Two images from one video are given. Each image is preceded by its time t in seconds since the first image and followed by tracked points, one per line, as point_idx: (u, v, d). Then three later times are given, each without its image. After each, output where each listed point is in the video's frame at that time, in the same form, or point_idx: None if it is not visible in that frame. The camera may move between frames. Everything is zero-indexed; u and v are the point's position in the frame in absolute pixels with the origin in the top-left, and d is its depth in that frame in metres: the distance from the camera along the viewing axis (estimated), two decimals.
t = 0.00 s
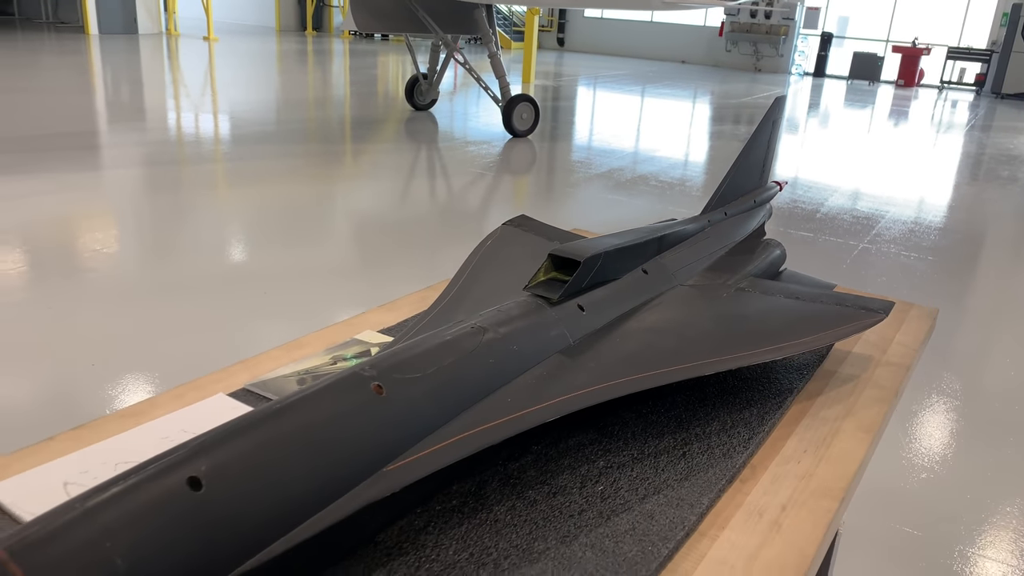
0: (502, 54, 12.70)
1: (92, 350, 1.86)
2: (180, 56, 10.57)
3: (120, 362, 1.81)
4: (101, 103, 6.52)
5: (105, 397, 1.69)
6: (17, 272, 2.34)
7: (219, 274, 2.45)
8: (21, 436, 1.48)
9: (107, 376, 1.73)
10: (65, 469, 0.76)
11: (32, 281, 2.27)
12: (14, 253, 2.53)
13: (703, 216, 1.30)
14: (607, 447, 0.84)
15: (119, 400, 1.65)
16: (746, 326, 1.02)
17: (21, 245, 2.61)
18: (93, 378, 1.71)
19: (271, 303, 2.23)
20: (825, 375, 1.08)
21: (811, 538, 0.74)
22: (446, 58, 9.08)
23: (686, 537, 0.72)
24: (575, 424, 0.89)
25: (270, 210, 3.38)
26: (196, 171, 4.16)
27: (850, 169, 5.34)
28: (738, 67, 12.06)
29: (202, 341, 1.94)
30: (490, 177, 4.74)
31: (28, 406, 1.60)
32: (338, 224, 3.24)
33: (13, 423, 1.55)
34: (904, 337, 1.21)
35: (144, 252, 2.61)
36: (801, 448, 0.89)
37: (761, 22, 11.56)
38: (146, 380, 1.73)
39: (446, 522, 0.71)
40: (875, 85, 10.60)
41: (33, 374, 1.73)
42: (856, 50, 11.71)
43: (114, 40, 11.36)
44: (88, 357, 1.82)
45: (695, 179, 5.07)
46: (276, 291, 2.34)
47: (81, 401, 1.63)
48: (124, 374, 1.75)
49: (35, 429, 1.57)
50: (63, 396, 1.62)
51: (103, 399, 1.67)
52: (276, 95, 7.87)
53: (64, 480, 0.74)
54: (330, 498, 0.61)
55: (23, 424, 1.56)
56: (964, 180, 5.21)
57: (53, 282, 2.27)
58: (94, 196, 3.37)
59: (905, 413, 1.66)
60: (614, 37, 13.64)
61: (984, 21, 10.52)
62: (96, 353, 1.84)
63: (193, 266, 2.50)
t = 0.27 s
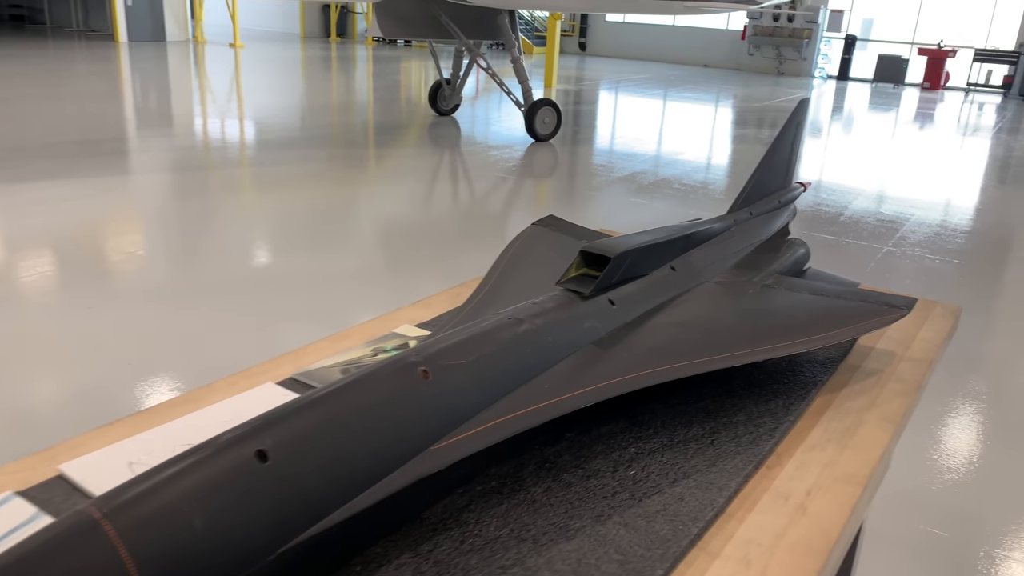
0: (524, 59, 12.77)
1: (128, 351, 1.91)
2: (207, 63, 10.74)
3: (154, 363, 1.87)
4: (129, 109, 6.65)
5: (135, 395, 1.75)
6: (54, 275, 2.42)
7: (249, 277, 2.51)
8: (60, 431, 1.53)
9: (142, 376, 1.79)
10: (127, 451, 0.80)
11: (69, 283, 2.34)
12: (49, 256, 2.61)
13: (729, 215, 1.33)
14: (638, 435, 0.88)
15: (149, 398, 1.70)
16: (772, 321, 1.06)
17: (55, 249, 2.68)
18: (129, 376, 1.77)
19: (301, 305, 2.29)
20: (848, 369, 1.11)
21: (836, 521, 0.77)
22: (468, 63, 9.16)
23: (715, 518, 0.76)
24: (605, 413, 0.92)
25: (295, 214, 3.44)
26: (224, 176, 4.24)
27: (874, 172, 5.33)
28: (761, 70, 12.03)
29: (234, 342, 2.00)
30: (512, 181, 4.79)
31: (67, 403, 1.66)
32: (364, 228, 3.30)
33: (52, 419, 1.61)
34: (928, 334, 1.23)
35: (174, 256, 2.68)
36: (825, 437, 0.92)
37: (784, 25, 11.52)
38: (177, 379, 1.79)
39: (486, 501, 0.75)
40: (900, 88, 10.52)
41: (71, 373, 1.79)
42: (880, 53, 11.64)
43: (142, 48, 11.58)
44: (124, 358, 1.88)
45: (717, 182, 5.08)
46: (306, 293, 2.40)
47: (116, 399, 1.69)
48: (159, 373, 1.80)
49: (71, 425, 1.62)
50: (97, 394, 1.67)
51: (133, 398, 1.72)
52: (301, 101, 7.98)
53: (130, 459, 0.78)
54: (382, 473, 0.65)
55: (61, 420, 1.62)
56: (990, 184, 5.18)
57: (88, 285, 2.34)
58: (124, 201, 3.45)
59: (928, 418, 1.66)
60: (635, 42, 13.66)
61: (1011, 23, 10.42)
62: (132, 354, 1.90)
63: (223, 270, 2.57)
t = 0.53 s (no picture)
0: (551, 64, 12.82)
1: (165, 349, 1.97)
2: (237, 70, 10.91)
3: (188, 362, 1.92)
4: (162, 115, 6.78)
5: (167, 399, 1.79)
6: (89, 278, 2.48)
7: (280, 280, 2.57)
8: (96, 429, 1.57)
9: (176, 376, 1.84)
10: (200, 434, 0.85)
11: (103, 285, 2.40)
12: (83, 260, 2.67)
13: (768, 216, 1.35)
14: (685, 426, 0.91)
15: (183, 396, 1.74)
16: (814, 318, 1.08)
17: (87, 253, 2.75)
18: (164, 376, 1.82)
19: (333, 307, 2.34)
20: (887, 365, 1.13)
21: (880, 508, 0.80)
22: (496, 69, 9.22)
23: (762, 503, 0.79)
24: (653, 404, 0.96)
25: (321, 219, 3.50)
26: (252, 182, 4.31)
27: (905, 177, 5.30)
28: (790, 74, 11.97)
29: (268, 342, 2.04)
30: (540, 186, 4.83)
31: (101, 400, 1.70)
32: (391, 232, 3.35)
33: (89, 415, 1.65)
34: (966, 333, 1.25)
35: (205, 260, 2.74)
36: (867, 431, 0.95)
37: (813, 29, 11.46)
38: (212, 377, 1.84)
39: (543, 485, 0.79)
40: (931, 92, 10.42)
41: (106, 372, 1.83)
42: (911, 56, 11.53)
43: (174, 55, 11.80)
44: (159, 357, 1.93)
45: (746, 186, 5.07)
46: (338, 296, 2.45)
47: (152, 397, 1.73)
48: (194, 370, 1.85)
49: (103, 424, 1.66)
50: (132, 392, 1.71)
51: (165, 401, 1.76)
52: (330, 106, 8.09)
53: (206, 442, 0.83)
54: (449, 454, 0.69)
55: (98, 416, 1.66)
56: None
57: (124, 287, 2.40)
58: (156, 206, 3.53)
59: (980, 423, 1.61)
60: (662, 46, 13.66)
61: None
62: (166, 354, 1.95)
63: (253, 274, 2.62)
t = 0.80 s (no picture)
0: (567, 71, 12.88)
1: (192, 352, 2.02)
2: (257, 77, 11.06)
3: (216, 364, 1.97)
4: (183, 124, 6.88)
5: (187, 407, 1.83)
6: (112, 284, 2.53)
7: (302, 286, 2.62)
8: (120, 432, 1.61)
9: (202, 378, 1.88)
10: (266, 426, 0.89)
11: (129, 291, 2.46)
12: (104, 267, 2.72)
13: (800, 219, 1.39)
14: (727, 419, 0.95)
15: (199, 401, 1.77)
16: (848, 318, 1.12)
17: (108, 261, 2.81)
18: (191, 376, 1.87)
19: (359, 311, 2.38)
20: (919, 364, 1.16)
21: (919, 497, 0.83)
22: (515, 75, 9.29)
23: (805, 491, 0.83)
24: (695, 400, 1.00)
25: (337, 225, 3.56)
26: (271, 189, 4.37)
27: (926, 183, 5.31)
28: (808, 80, 11.96)
29: (294, 346, 2.09)
30: (559, 192, 4.87)
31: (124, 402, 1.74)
32: (409, 239, 3.40)
33: (113, 419, 1.69)
34: (996, 334, 1.28)
35: (224, 267, 2.79)
36: (903, 426, 0.98)
37: (832, 35, 11.45)
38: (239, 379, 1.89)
39: (595, 473, 0.83)
40: (951, 97, 10.38)
41: (128, 375, 1.87)
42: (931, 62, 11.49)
43: (195, 64, 11.98)
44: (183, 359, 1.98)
45: (765, 193, 5.09)
46: (364, 300, 2.50)
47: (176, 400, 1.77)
48: (224, 372, 1.90)
49: (125, 429, 1.70)
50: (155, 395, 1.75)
51: (183, 408, 1.79)
52: (348, 114, 8.18)
53: (274, 433, 0.87)
54: (511, 441, 0.73)
55: (124, 418, 1.71)
56: None
57: (147, 293, 2.45)
58: (179, 213, 3.59)
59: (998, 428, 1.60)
60: (679, 53, 13.71)
61: None
62: (191, 356, 2.00)
63: (269, 281, 2.66)
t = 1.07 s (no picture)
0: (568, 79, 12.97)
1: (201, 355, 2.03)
2: (259, 87, 11.13)
3: (223, 367, 1.97)
4: (185, 134, 6.92)
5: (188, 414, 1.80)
6: (118, 294, 2.55)
7: (311, 294, 2.65)
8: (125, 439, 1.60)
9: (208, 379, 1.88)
10: (315, 426, 1.05)
11: (137, 299, 2.48)
12: (106, 278, 2.73)
13: (818, 225, 1.43)
14: (757, 417, 1.00)
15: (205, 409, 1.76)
16: (866, 320, 1.17)
17: (110, 271, 2.82)
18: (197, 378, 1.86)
19: (371, 317, 2.42)
20: (935, 364, 1.21)
21: (942, 490, 0.88)
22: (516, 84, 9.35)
23: (835, 484, 0.87)
24: (724, 398, 1.04)
25: (338, 235, 3.59)
26: (274, 199, 4.40)
27: (926, 189, 5.36)
28: (807, 88, 12.06)
29: (306, 349, 2.12)
30: (562, 200, 4.93)
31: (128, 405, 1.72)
32: (411, 248, 3.43)
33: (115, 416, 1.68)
34: (1007, 335, 1.33)
35: (227, 277, 2.81)
36: (923, 423, 1.03)
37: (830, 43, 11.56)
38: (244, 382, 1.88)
39: (635, 468, 0.88)
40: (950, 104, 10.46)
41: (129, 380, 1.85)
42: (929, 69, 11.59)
43: (197, 74, 12.05)
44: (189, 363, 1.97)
45: (766, 199, 5.14)
46: (376, 306, 2.54)
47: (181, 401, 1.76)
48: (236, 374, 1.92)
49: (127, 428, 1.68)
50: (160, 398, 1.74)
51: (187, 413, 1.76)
52: (350, 123, 8.25)
53: (327, 431, 1.03)
54: (561, 436, 0.78)
55: (129, 424, 1.70)
56: None
57: (152, 300, 2.48)
58: (184, 223, 3.64)
59: None
60: (679, 61, 13.80)
61: None
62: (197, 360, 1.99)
63: (273, 290, 2.68)
